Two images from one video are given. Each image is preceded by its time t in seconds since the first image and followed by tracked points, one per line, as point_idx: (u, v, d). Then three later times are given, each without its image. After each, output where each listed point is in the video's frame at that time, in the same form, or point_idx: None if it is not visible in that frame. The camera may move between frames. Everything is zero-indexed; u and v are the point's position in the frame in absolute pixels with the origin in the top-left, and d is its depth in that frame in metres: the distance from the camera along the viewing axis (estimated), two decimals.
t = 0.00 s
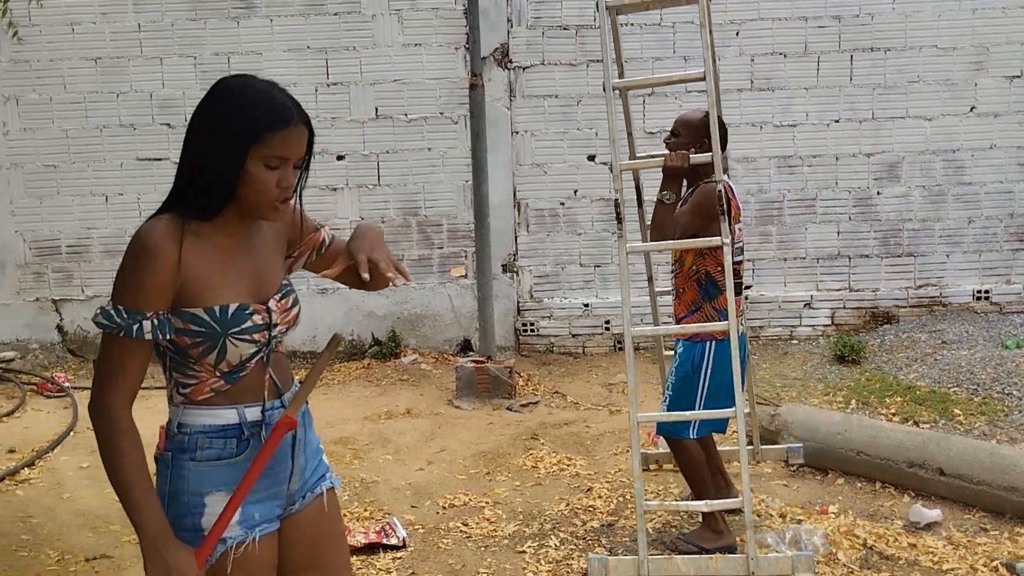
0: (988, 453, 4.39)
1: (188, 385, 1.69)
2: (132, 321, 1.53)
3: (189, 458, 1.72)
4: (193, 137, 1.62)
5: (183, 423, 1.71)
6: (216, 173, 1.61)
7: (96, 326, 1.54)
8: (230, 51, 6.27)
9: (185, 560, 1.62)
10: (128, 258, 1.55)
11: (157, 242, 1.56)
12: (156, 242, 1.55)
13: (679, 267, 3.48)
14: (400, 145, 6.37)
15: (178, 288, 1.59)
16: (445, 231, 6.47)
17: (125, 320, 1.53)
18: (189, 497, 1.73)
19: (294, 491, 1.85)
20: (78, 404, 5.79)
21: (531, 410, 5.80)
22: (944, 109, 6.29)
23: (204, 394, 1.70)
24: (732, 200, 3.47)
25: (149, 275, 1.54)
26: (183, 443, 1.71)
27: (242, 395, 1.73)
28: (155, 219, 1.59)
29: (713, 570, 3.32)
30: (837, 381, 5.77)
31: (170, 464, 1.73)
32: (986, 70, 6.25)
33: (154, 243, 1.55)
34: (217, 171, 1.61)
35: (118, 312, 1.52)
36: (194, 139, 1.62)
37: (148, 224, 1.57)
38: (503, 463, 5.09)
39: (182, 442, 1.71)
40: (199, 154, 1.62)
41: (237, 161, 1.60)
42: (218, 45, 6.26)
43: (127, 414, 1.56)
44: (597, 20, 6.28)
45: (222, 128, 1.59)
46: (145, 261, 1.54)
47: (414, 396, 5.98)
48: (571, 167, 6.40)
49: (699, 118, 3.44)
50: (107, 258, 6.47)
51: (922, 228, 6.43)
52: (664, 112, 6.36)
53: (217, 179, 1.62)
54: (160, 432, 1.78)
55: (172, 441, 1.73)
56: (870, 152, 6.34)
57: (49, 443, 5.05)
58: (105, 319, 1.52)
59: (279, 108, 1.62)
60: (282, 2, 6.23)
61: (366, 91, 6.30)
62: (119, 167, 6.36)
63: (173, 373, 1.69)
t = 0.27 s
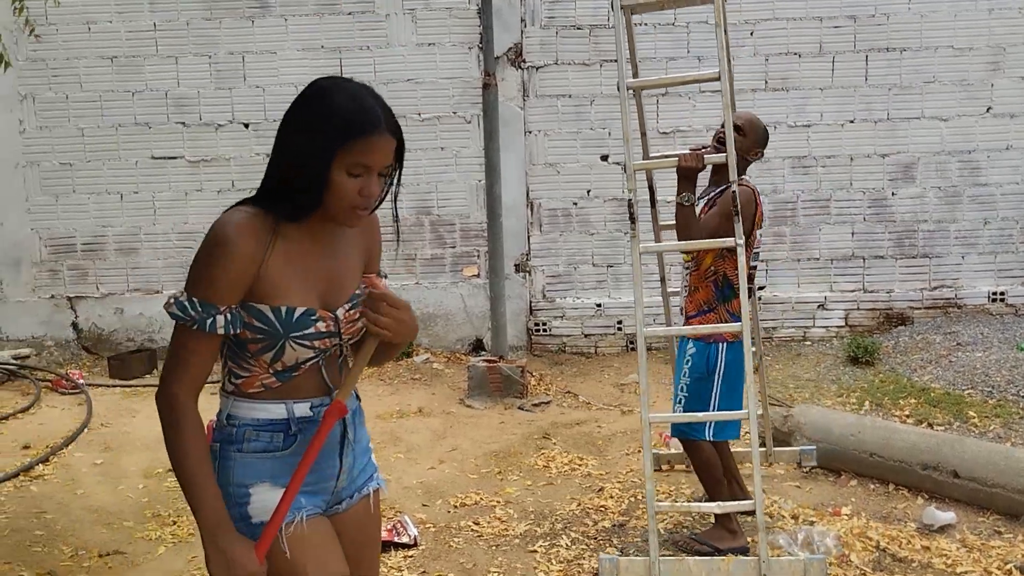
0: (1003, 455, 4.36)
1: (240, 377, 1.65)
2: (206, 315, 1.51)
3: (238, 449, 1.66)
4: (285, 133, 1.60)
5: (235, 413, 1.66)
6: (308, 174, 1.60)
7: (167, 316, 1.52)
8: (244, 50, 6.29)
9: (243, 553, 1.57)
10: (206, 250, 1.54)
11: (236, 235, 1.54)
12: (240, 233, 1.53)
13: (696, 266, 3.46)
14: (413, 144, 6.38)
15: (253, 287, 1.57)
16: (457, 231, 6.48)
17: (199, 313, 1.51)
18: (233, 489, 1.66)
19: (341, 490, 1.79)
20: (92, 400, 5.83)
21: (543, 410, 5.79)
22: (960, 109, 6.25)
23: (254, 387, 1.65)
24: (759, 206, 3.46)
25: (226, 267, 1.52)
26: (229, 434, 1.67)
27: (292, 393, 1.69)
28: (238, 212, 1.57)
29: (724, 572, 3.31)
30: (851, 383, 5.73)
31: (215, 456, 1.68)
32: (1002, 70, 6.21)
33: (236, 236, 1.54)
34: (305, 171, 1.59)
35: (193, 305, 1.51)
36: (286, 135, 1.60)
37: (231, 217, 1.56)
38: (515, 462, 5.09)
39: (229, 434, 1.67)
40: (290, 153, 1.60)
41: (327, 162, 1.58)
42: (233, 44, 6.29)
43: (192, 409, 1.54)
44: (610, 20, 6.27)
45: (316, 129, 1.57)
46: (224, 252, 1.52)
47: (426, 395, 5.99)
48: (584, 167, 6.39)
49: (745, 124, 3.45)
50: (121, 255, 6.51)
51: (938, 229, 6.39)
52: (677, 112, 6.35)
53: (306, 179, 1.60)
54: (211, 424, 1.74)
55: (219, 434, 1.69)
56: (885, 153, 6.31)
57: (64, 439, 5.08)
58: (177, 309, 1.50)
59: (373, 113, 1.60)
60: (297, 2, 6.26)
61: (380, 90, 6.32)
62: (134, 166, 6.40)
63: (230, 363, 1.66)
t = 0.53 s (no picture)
0: (1006, 455, 4.33)
1: (303, 400, 1.62)
2: (298, 354, 1.46)
3: (296, 470, 1.65)
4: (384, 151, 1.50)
5: (292, 435, 1.64)
6: (402, 201, 1.49)
7: (253, 349, 1.45)
8: (245, 47, 6.27)
9: None
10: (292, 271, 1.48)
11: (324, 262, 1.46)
12: (323, 264, 1.46)
13: (697, 257, 3.39)
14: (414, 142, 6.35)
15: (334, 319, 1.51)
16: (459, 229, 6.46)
17: (293, 354, 1.45)
18: (292, 511, 1.65)
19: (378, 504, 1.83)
20: (93, 399, 5.82)
21: (544, 408, 5.77)
22: (965, 106, 6.21)
23: (315, 410, 1.63)
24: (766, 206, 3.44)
25: (310, 295, 1.45)
26: (288, 454, 1.64)
27: (352, 414, 1.68)
28: (329, 234, 1.50)
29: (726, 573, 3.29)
30: (854, 382, 5.70)
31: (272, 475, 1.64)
32: (1006, 68, 6.18)
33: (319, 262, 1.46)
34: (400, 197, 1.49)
35: (286, 348, 1.44)
36: (383, 153, 1.50)
37: (319, 238, 1.49)
38: (515, 461, 5.07)
39: (287, 454, 1.64)
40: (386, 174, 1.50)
41: (424, 192, 1.48)
42: (233, 42, 6.27)
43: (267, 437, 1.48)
44: (612, 17, 6.25)
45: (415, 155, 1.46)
46: (312, 279, 1.45)
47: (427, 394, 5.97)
48: (586, 165, 6.37)
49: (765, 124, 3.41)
50: (122, 253, 6.50)
51: (941, 227, 6.35)
52: (679, 109, 6.32)
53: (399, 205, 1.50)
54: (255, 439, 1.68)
55: (274, 451, 1.65)
56: (888, 150, 6.27)
57: (64, 437, 5.07)
58: (272, 351, 1.43)
59: (483, 149, 1.48)
60: None
61: (381, 87, 6.30)
62: (135, 163, 6.39)
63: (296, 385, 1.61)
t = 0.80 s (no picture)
0: (1001, 455, 4.32)
1: (352, 429, 1.47)
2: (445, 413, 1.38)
3: (340, 491, 1.51)
4: (461, 179, 1.38)
5: (338, 456, 1.49)
6: (474, 238, 1.36)
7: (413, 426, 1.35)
8: (243, 48, 6.27)
9: None
10: (380, 315, 1.35)
11: (412, 304, 1.33)
12: (427, 315, 1.33)
13: (693, 262, 3.40)
14: (411, 142, 6.35)
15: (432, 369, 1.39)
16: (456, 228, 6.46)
17: (446, 418, 1.37)
18: (338, 535, 1.51)
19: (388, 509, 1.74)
20: (90, 399, 5.82)
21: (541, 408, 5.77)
22: (962, 106, 6.20)
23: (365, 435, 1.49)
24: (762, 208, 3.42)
25: (408, 346, 1.32)
26: (332, 476, 1.50)
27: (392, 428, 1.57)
28: (413, 270, 1.36)
29: None
30: (850, 382, 5.70)
31: (313, 500, 1.49)
32: (1004, 68, 6.17)
33: (409, 304, 1.33)
34: (480, 232, 1.35)
35: (444, 409, 1.37)
36: (462, 183, 1.37)
37: (401, 276, 1.35)
38: (512, 461, 5.07)
39: (332, 477, 1.50)
40: (464, 207, 1.37)
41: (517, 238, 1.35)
42: (231, 42, 6.27)
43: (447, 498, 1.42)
44: (609, 17, 6.24)
45: (499, 191, 1.33)
46: (407, 327, 1.33)
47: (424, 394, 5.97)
48: (583, 165, 6.36)
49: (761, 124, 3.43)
50: (120, 253, 6.50)
51: (939, 227, 6.35)
52: (676, 110, 6.32)
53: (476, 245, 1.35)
54: (284, 465, 1.49)
55: (316, 473, 1.49)
56: (886, 150, 6.27)
57: (61, 437, 5.08)
58: (435, 421, 1.35)
59: (573, 196, 1.38)
60: None
61: (378, 88, 6.30)
62: (132, 164, 6.39)
63: (348, 418, 1.45)
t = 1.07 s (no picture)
0: (983, 453, 4.34)
1: (335, 426, 1.48)
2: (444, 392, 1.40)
3: (320, 493, 1.51)
4: (427, 158, 1.35)
5: (318, 457, 1.49)
6: (444, 217, 1.34)
7: (423, 411, 1.36)
8: (228, 45, 6.25)
9: None
10: (363, 304, 1.35)
11: (393, 288, 1.32)
12: (419, 303, 1.33)
13: (679, 262, 3.40)
14: (397, 140, 6.35)
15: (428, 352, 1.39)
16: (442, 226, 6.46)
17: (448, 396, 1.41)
18: (317, 538, 1.51)
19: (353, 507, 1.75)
20: (75, 397, 5.81)
21: (526, 407, 5.78)
22: (946, 106, 6.23)
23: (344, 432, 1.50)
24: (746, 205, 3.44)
25: (397, 330, 1.32)
26: (311, 479, 1.49)
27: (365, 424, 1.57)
28: (390, 254, 1.35)
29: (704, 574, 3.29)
30: (834, 380, 5.73)
31: (292, 503, 1.48)
32: (987, 67, 6.20)
33: (390, 289, 1.33)
34: (450, 213, 1.33)
35: (446, 388, 1.40)
36: (427, 162, 1.35)
37: (376, 263, 1.34)
38: (497, 459, 5.07)
39: (312, 479, 1.49)
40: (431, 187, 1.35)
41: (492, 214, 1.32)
42: (216, 40, 6.25)
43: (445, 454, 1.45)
44: (595, 16, 6.25)
45: (464, 168, 1.31)
46: (395, 312, 1.32)
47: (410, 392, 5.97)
48: (569, 164, 6.37)
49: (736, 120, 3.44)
50: (105, 251, 6.48)
51: (923, 226, 6.38)
52: (662, 108, 6.33)
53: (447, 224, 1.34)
54: (262, 468, 1.48)
55: (296, 476, 1.48)
56: (871, 149, 6.29)
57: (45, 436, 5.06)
58: (440, 403, 1.38)
59: (544, 166, 1.36)
60: None
61: (364, 86, 6.29)
62: (117, 161, 6.37)
63: (333, 416, 1.46)
